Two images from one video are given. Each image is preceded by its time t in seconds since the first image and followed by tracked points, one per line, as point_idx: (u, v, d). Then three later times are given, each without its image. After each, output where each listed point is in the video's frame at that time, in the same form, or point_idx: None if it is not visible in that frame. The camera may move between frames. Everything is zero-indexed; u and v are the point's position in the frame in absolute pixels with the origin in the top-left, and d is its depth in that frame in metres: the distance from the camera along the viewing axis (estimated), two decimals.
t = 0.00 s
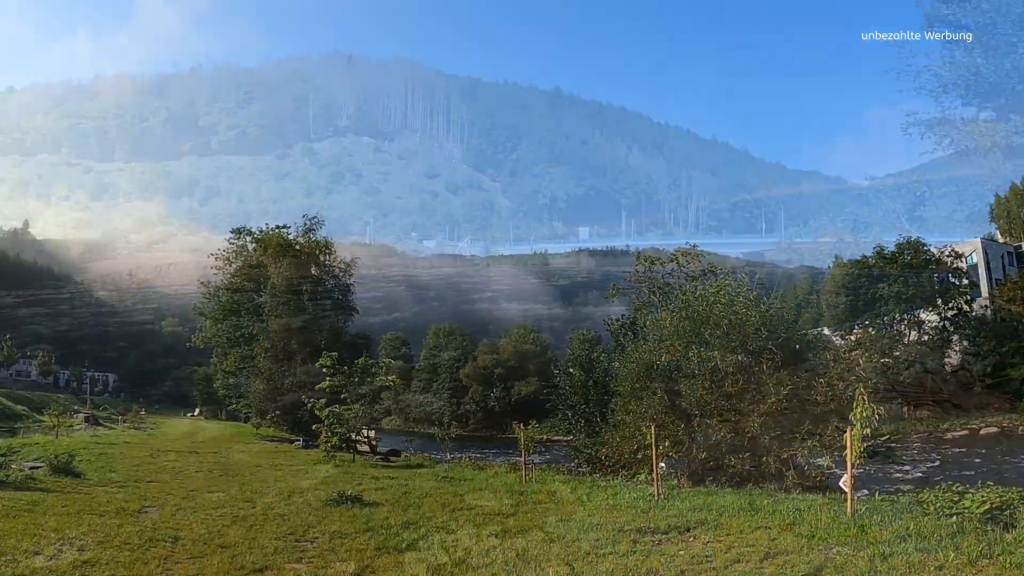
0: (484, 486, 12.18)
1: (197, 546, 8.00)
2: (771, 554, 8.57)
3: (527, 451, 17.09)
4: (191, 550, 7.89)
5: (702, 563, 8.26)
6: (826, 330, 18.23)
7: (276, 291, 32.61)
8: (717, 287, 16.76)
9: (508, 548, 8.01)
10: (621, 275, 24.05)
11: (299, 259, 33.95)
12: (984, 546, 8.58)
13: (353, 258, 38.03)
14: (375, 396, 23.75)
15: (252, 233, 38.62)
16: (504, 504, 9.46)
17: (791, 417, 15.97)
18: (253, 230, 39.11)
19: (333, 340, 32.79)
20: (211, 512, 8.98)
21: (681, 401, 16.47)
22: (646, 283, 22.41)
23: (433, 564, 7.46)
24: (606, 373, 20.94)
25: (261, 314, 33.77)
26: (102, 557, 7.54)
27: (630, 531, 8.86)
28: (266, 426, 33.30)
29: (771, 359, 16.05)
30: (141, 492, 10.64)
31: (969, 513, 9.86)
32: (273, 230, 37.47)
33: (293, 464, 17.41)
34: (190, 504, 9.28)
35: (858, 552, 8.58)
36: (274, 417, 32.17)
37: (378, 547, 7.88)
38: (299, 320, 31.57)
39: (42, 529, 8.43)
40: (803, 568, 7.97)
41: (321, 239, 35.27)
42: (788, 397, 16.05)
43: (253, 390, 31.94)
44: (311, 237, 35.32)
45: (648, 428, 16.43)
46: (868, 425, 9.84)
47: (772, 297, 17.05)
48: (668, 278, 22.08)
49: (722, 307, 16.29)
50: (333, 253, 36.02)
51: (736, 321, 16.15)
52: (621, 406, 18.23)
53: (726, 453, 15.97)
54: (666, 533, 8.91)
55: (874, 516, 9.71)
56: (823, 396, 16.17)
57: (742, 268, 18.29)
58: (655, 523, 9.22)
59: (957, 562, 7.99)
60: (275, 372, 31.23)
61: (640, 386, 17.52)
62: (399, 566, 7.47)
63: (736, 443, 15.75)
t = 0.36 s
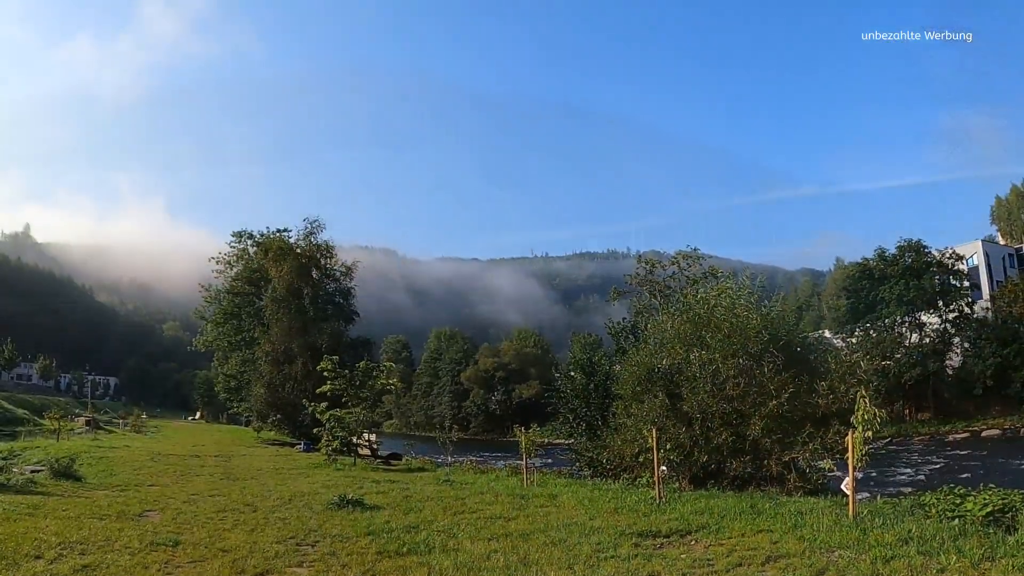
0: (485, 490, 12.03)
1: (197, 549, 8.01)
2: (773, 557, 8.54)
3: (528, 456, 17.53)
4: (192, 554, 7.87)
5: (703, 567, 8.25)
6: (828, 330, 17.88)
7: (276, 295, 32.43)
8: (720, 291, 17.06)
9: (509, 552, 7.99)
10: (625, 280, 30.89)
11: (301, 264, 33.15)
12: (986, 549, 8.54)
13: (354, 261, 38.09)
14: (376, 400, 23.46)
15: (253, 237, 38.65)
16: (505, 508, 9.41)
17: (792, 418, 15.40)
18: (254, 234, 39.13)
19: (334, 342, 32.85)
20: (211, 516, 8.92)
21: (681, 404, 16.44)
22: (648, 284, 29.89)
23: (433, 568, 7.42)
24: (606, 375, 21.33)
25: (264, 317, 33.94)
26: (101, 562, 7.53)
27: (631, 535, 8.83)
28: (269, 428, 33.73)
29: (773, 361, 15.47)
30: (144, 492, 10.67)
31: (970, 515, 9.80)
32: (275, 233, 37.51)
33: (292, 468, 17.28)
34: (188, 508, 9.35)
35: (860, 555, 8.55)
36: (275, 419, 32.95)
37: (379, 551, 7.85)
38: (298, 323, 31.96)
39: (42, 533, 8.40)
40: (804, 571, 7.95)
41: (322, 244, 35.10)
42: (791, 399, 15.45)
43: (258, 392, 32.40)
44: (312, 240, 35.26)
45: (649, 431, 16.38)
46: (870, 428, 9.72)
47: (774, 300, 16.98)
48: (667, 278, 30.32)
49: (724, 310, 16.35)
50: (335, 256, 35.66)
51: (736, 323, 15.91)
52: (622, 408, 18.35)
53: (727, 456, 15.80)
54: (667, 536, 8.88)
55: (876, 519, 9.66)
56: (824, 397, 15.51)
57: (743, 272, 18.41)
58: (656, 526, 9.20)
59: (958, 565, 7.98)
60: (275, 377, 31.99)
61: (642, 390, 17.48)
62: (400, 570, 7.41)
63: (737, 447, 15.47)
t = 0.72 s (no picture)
0: (491, 494, 12.00)
1: (203, 553, 8.02)
2: (778, 561, 8.53)
3: (533, 459, 17.58)
4: (198, 558, 7.87)
5: (709, 570, 8.25)
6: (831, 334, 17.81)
7: (282, 299, 32.43)
8: (725, 293, 16.89)
9: (515, 555, 7.98)
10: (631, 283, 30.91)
11: (307, 268, 33.07)
12: (993, 552, 8.48)
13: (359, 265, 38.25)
14: (381, 405, 23.47)
15: (258, 241, 38.78)
16: (511, 512, 9.39)
17: (798, 422, 15.38)
18: (259, 238, 39.24)
19: (339, 346, 32.87)
20: (217, 521, 8.91)
21: (687, 407, 16.38)
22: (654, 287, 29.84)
23: (439, 572, 7.41)
24: (612, 379, 21.34)
25: (270, 322, 34.01)
26: (108, 566, 7.54)
27: (637, 539, 8.80)
28: (274, 433, 33.78)
29: (778, 364, 15.38)
30: (144, 498, 10.63)
31: (977, 517, 9.76)
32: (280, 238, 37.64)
33: (299, 472, 17.27)
34: (194, 512, 9.36)
35: (867, 558, 8.50)
36: (281, 423, 33.00)
37: (385, 555, 7.85)
38: (303, 328, 31.94)
39: (49, 538, 8.40)
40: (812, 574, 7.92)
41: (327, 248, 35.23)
42: (796, 402, 15.38)
43: (264, 397, 32.41)
44: (318, 245, 35.37)
45: (656, 434, 16.28)
46: (877, 430, 9.68)
47: (779, 303, 16.97)
48: (672, 281, 30.30)
49: (728, 313, 16.23)
50: (340, 260, 35.98)
51: (741, 327, 15.84)
52: (628, 412, 18.37)
53: (733, 459, 15.79)
54: (674, 540, 8.86)
55: (884, 523, 9.62)
56: (828, 400, 15.44)
57: (747, 274, 18.34)
58: (661, 529, 9.18)
59: (965, 567, 7.95)
60: (281, 381, 31.97)
61: (648, 394, 17.41)
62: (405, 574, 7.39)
63: (743, 451, 15.45)
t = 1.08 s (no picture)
0: (505, 496, 11.98)
1: (218, 556, 8.02)
2: (796, 562, 8.47)
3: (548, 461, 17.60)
4: (214, 561, 7.86)
5: (726, 571, 8.22)
6: (846, 334, 17.66)
7: (294, 301, 32.51)
8: (739, 293, 16.81)
9: (530, 558, 7.96)
10: (645, 284, 30.99)
11: (319, 270, 33.18)
12: (1012, 552, 8.42)
13: (372, 267, 38.47)
14: (396, 407, 23.70)
15: (272, 245, 39.04)
16: (526, 514, 9.36)
17: (812, 422, 15.29)
18: (272, 241, 39.44)
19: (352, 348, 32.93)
20: (232, 523, 8.92)
21: (701, 408, 16.32)
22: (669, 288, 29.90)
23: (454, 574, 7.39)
24: (627, 380, 21.31)
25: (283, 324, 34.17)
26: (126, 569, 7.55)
27: (652, 540, 8.78)
28: (288, 435, 33.92)
29: (793, 364, 15.28)
30: (159, 501, 10.65)
31: (995, 518, 9.68)
32: (292, 241, 37.82)
33: (313, 474, 17.29)
34: (208, 515, 9.37)
35: (884, 559, 8.44)
36: (295, 426, 33.05)
37: (400, 557, 7.84)
38: (317, 330, 31.98)
39: (65, 540, 8.42)
40: None
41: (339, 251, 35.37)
42: (811, 403, 15.31)
43: (277, 399, 32.50)
44: (330, 247, 35.53)
45: (670, 435, 16.23)
46: (893, 430, 9.65)
47: (794, 304, 16.86)
48: (686, 282, 30.33)
49: (743, 313, 16.14)
50: (352, 263, 36.44)
51: (756, 327, 15.74)
52: (642, 414, 18.32)
53: (748, 460, 15.72)
54: (689, 541, 8.82)
55: (899, 523, 9.57)
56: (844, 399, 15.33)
57: (762, 274, 18.24)
58: (677, 531, 9.14)
59: (983, 568, 7.89)
60: (295, 383, 32.09)
61: (662, 395, 17.36)
62: None
63: (758, 452, 15.38)
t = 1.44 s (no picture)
0: (527, 498, 11.96)
1: (241, 559, 8.02)
2: (819, 562, 8.42)
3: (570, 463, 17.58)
4: (237, 564, 7.87)
5: (748, 571, 8.19)
6: (867, 333, 17.53)
7: (314, 304, 32.65)
8: (760, 293, 16.73)
9: (553, 559, 7.94)
10: (664, 284, 31.09)
11: (339, 273, 33.32)
12: None
13: (392, 270, 38.50)
14: (416, 409, 24.04)
15: (290, 249, 39.27)
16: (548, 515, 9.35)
17: (834, 422, 15.17)
18: (290, 245, 39.59)
19: (372, 351, 32.97)
20: (255, 526, 8.93)
21: (722, 409, 16.25)
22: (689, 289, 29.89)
23: None
24: (648, 381, 21.22)
25: (303, 328, 34.36)
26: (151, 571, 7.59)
27: (674, 541, 8.75)
28: (308, 438, 34.07)
29: (815, 363, 15.20)
30: (180, 504, 10.70)
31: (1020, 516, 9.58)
32: (311, 245, 38.01)
33: (334, 477, 17.36)
34: (230, 518, 9.40)
35: (907, 559, 8.37)
36: (315, 429, 33.11)
37: (423, 559, 7.82)
38: (337, 333, 32.14)
39: (89, 543, 8.46)
40: None
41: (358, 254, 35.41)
42: (833, 402, 15.23)
43: (298, 403, 32.63)
44: (349, 251, 35.65)
45: (691, 436, 16.19)
46: (915, 429, 9.60)
47: (814, 303, 16.75)
48: (706, 282, 30.36)
49: (763, 313, 16.06)
50: (372, 266, 36.54)
51: (777, 327, 15.66)
52: (663, 414, 18.26)
53: (770, 460, 15.67)
54: (712, 542, 8.79)
55: (922, 523, 9.51)
56: (867, 398, 15.19)
57: (782, 274, 18.13)
58: (699, 532, 9.11)
59: (1009, 567, 7.81)
60: (315, 386, 32.18)
61: (683, 396, 17.31)
62: None
63: (779, 452, 15.32)
